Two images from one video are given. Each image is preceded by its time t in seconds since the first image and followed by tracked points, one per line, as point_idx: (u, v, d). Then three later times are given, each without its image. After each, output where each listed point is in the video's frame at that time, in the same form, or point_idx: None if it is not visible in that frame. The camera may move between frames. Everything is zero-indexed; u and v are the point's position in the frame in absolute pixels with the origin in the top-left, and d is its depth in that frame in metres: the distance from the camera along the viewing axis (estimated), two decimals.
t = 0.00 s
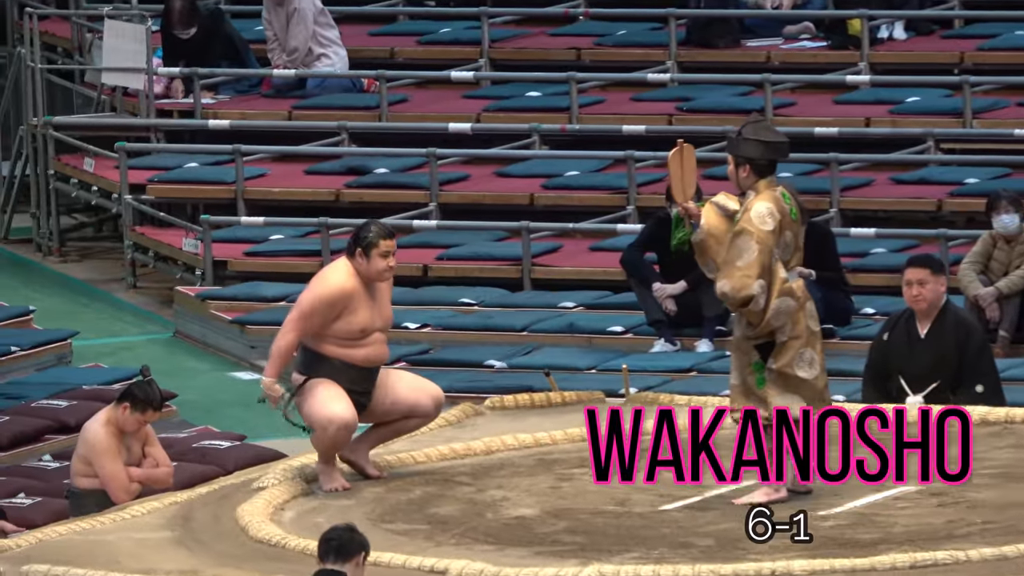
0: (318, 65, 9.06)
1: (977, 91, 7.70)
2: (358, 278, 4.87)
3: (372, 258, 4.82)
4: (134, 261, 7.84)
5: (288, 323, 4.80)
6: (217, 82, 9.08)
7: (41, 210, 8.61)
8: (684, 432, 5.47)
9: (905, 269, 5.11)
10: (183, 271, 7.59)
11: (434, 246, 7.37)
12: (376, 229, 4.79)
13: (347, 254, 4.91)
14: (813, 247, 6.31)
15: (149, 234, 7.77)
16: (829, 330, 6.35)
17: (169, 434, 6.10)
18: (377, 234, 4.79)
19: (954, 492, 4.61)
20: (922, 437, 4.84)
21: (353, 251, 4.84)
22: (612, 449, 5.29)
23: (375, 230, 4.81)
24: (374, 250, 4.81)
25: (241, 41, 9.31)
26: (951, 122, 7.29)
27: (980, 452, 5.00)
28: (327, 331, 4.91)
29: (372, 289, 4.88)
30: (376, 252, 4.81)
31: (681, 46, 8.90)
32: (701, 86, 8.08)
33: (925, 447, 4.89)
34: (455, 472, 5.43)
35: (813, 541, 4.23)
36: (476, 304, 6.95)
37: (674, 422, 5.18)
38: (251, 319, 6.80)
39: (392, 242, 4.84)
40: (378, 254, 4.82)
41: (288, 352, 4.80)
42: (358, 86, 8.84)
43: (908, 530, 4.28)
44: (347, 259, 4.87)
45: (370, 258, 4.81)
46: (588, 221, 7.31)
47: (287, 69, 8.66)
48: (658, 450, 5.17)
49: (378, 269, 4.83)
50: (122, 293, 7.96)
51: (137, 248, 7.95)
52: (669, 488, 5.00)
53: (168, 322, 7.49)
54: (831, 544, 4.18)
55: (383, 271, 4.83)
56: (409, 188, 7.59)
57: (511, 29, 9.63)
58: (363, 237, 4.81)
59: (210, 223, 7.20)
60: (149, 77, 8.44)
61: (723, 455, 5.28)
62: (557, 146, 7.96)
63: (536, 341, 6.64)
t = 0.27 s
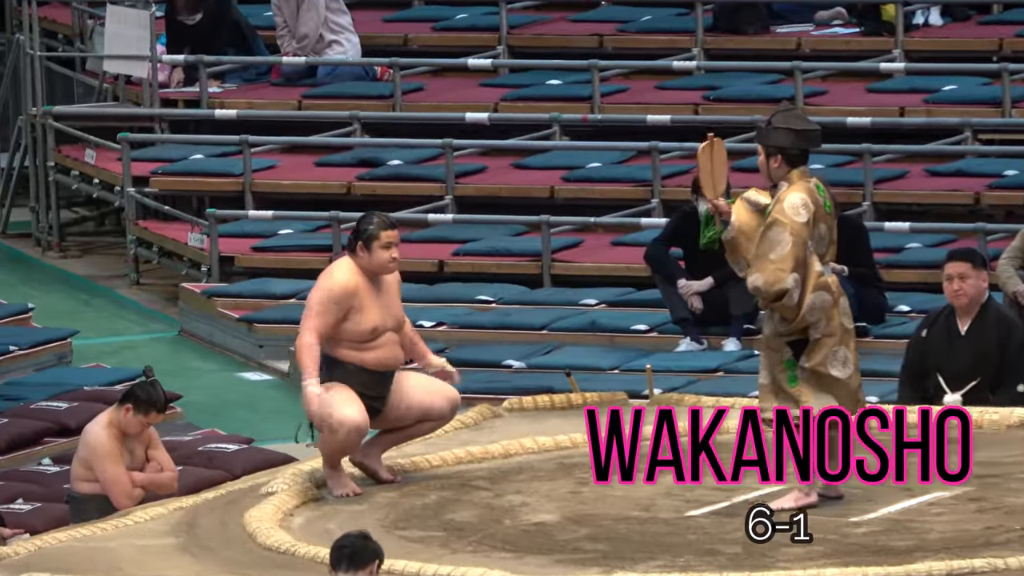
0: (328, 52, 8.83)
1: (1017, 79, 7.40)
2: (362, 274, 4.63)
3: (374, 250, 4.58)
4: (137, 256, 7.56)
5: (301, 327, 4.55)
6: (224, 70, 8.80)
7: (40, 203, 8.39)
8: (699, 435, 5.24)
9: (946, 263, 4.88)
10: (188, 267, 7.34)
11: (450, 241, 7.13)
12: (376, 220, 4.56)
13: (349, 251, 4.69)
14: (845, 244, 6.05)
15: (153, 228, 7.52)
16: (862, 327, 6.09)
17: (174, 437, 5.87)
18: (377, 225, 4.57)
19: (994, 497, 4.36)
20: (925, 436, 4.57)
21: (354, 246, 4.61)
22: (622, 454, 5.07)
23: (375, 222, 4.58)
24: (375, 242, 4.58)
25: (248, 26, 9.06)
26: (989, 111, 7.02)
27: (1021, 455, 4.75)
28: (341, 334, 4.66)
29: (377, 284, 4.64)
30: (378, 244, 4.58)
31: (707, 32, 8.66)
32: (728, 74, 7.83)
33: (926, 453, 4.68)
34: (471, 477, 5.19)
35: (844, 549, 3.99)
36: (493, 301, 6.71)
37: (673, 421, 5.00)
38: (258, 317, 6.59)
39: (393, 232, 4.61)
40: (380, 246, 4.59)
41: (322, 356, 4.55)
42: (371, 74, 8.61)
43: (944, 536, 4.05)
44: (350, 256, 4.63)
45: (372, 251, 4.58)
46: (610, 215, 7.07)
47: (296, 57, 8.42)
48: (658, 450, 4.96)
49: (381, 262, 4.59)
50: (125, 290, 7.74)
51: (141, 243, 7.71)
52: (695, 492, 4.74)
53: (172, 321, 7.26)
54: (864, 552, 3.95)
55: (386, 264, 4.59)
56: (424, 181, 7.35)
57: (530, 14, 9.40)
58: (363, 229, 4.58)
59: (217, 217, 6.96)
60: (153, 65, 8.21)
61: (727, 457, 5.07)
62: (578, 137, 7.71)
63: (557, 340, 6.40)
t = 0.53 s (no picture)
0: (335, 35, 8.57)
1: None
2: (366, 263, 4.37)
3: (377, 237, 4.32)
4: (134, 249, 7.31)
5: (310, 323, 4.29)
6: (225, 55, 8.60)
7: (33, 193, 8.14)
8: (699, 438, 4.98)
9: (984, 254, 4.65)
10: (188, 260, 7.11)
11: (462, 233, 6.87)
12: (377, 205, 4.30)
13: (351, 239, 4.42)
14: (876, 235, 5.78)
15: (151, 219, 7.27)
16: (893, 323, 5.78)
17: (172, 439, 5.63)
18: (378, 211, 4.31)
19: None
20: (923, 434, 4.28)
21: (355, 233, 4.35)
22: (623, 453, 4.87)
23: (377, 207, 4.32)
24: (377, 228, 4.32)
25: (249, 9, 8.82)
26: None
27: None
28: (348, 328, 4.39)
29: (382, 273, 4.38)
30: (381, 230, 4.32)
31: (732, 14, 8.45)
32: (755, 58, 7.56)
33: (930, 450, 4.43)
34: (483, 480, 4.91)
35: (874, 555, 3.73)
36: (507, 295, 6.44)
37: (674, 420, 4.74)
38: (260, 312, 6.33)
39: (395, 217, 4.35)
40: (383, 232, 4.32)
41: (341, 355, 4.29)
42: (380, 58, 8.37)
43: (979, 541, 3.78)
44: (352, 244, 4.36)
45: (375, 238, 4.31)
46: (630, 204, 6.81)
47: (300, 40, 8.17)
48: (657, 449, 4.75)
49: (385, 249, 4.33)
50: (121, 283, 7.50)
51: (137, 235, 7.46)
52: (718, 496, 4.48)
53: (171, 316, 7.03)
54: (895, 558, 3.69)
55: (391, 251, 4.33)
56: (435, 169, 7.09)
57: None
58: (364, 215, 4.32)
59: (217, 208, 6.70)
60: (150, 48, 7.95)
61: (731, 456, 4.87)
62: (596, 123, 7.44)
63: (573, 336, 6.14)
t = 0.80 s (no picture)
0: (336, 16, 8.24)
1: None
2: (367, 258, 4.07)
3: (377, 230, 4.03)
4: (123, 241, 7.05)
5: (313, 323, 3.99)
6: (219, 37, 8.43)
7: (16, 184, 7.86)
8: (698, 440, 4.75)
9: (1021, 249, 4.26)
10: (179, 253, 6.85)
11: (471, 226, 6.59)
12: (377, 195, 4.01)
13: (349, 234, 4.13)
14: (905, 225, 5.51)
15: (140, 211, 6.99)
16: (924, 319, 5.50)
17: (164, 442, 5.36)
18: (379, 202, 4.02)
19: None
20: (929, 437, 3.95)
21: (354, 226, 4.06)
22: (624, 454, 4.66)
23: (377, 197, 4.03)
24: (377, 220, 4.03)
25: None
26: None
27: None
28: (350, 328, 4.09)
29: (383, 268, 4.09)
30: (381, 222, 4.03)
31: None
32: (776, 40, 7.28)
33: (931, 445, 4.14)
34: (491, 485, 4.61)
35: (905, 565, 3.44)
36: (517, 290, 6.16)
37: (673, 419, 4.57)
38: (256, 310, 6.08)
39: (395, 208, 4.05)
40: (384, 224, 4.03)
41: (350, 357, 4.00)
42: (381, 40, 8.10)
43: (1018, 551, 3.50)
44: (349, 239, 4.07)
45: (375, 230, 4.02)
46: (646, 195, 6.53)
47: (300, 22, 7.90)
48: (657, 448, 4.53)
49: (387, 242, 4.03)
50: (109, 278, 7.24)
51: (126, 227, 7.16)
52: (740, 501, 4.19)
53: (162, 314, 6.77)
54: (927, 569, 3.40)
55: (393, 244, 4.04)
56: (441, 158, 6.81)
57: None
58: (363, 206, 4.03)
59: (210, 199, 6.44)
60: (139, 30, 7.68)
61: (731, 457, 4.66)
62: (610, 109, 7.14)
63: (587, 334, 5.86)
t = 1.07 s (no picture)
0: None
1: None
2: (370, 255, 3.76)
3: (380, 226, 3.72)
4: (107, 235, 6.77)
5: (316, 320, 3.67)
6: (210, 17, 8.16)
7: None
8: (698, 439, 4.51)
9: None
10: (166, 247, 6.59)
11: (476, 219, 6.31)
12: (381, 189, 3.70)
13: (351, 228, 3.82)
14: (936, 217, 5.21)
15: (125, 202, 6.74)
16: (955, 318, 5.22)
17: (150, 447, 5.09)
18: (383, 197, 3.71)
19: None
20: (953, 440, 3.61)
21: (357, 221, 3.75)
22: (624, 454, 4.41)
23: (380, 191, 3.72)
24: (381, 217, 3.72)
25: None
26: None
27: None
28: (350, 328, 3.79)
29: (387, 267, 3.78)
30: (385, 219, 3.72)
31: None
32: (797, 22, 6.98)
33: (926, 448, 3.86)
34: (497, 492, 4.28)
35: None
36: (524, 287, 5.87)
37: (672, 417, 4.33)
38: (247, 307, 5.82)
39: (402, 206, 3.75)
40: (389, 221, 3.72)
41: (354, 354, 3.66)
42: (381, 20, 7.82)
43: None
44: (349, 233, 3.76)
45: (379, 227, 3.71)
46: (661, 185, 6.25)
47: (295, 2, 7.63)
48: (656, 447, 4.29)
49: (392, 240, 3.73)
50: (93, 273, 6.99)
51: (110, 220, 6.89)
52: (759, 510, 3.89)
53: (147, 312, 6.50)
54: None
55: (398, 242, 3.73)
56: (443, 146, 6.52)
57: None
58: (367, 200, 3.72)
59: (200, 190, 6.16)
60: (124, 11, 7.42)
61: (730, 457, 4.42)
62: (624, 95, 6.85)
63: (598, 333, 5.58)
